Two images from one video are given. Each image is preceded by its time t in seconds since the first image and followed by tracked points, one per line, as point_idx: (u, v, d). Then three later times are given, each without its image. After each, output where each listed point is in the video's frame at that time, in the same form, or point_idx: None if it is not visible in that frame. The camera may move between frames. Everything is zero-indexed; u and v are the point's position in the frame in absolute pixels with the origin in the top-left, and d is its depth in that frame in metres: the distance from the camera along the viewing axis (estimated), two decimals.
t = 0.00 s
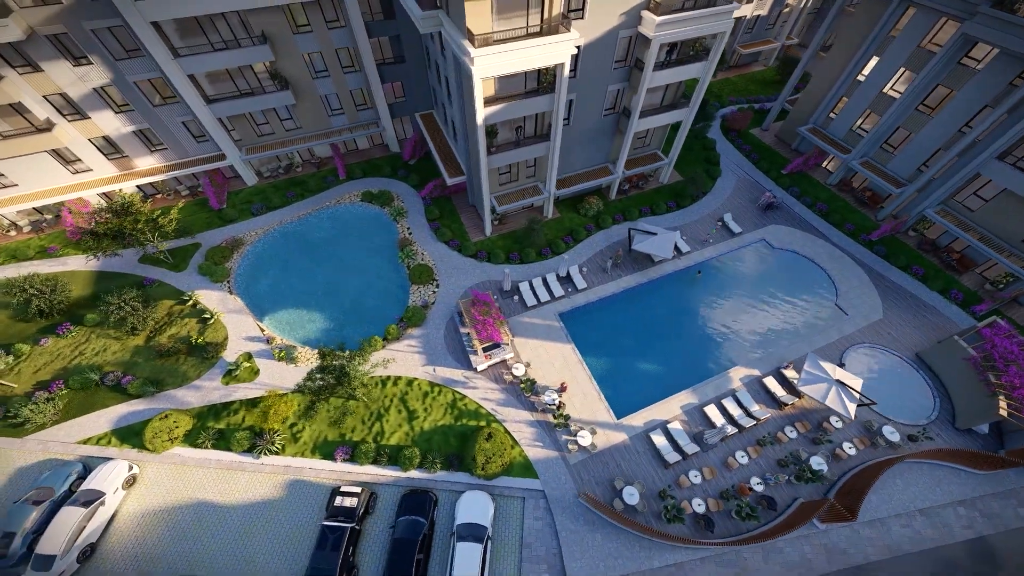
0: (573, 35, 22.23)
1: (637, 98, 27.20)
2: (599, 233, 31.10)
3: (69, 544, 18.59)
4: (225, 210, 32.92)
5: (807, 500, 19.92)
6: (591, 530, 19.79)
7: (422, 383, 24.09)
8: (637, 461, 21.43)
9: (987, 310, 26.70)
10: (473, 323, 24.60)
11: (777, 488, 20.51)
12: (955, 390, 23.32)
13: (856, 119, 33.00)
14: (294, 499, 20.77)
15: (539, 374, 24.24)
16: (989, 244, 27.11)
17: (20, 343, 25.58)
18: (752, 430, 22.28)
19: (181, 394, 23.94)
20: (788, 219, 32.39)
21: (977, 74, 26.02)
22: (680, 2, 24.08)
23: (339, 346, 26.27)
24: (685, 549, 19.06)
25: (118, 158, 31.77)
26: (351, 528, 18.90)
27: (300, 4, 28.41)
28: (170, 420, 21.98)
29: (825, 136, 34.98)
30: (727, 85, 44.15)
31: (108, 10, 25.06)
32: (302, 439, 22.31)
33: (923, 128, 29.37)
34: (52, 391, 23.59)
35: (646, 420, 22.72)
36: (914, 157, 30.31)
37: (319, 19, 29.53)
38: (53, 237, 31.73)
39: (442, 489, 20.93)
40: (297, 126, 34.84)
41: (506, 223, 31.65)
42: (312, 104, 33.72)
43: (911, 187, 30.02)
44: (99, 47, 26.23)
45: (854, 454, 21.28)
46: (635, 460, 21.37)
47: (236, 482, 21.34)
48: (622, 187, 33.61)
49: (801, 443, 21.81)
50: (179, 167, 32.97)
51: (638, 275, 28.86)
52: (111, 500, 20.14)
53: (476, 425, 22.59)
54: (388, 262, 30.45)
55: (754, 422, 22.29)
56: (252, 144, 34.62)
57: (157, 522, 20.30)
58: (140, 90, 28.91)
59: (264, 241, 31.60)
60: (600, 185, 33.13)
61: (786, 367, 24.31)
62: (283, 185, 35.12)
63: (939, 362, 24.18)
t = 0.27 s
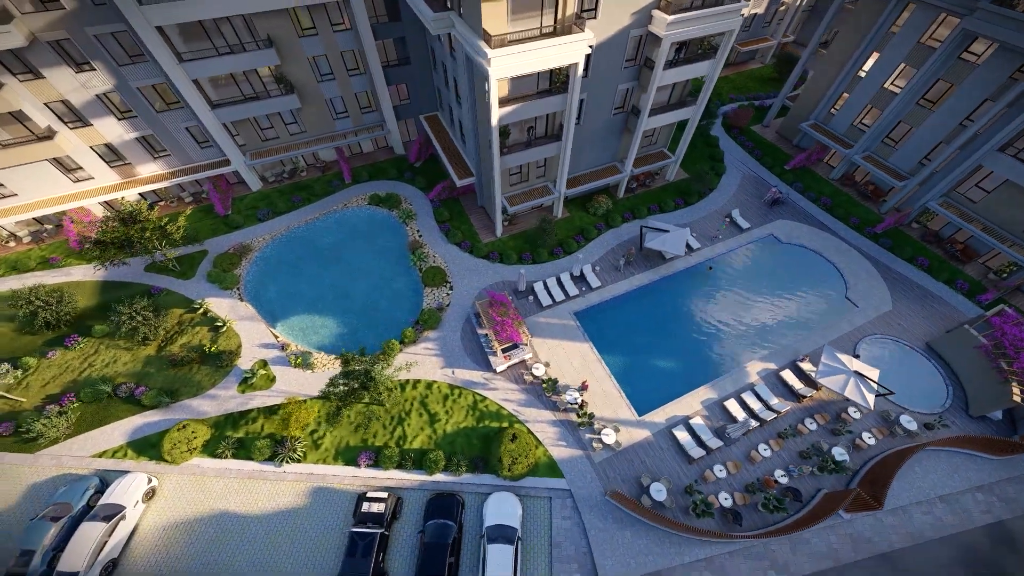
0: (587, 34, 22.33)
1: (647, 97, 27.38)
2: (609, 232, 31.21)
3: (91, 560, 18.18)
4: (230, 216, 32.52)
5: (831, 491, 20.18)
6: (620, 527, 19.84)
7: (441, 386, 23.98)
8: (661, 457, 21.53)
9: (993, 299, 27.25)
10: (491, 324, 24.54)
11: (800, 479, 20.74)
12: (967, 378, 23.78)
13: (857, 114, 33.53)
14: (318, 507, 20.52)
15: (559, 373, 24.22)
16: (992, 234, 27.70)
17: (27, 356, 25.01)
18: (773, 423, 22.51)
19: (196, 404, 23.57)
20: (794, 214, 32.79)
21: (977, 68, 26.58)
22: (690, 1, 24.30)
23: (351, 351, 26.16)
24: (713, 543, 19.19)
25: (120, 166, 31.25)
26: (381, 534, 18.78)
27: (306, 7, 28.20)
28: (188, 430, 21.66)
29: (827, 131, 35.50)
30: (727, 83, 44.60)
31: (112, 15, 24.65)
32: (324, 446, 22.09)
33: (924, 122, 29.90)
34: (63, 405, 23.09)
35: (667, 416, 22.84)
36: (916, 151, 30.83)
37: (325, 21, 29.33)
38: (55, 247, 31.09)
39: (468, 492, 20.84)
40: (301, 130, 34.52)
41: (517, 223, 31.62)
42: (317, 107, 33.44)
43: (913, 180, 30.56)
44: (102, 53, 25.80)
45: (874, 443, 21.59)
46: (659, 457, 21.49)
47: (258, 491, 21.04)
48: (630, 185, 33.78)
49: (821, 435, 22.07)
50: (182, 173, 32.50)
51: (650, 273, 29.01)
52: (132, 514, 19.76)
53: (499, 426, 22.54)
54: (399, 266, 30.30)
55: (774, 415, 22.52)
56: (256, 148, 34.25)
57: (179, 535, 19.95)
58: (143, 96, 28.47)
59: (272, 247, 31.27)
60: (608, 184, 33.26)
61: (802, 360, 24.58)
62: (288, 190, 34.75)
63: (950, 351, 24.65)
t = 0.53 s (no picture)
0: (600, 33, 22.45)
1: (656, 95, 27.60)
2: (619, 230, 31.34)
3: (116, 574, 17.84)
4: (237, 222, 32.14)
5: (853, 480, 20.47)
6: (648, 523, 19.94)
7: (462, 388, 23.90)
8: (685, 451, 21.69)
9: (997, 288, 27.85)
10: (510, 324, 24.55)
11: (823, 469, 21.03)
12: (977, 365, 24.27)
13: (858, 109, 34.07)
14: (344, 513, 20.31)
15: (578, 372, 24.26)
16: (993, 224, 28.33)
17: (35, 369, 24.49)
18: (792, 415, 22.78)
19: (213, 413, 23.23)
20: (800, 208, 33.23)
21: (976, 63, 27.14)
22: None
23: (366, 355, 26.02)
24: (741, 535, 19.38)
25: (123, 173, 30.77)
26: (411, 537, 18.73)
27: (313, 10, 28.01)
28: (208, 439, 21.43)
29: (828, 127, 36.03)
30: (726, 81, 45.05)
31: (117, 20, 24.29)
32: (347, 451, 21.90)
33: (924, 116, 30.46)
34: (76, 417, 22.65)
35: (688, 411, 23.01)
36: (917, 144, 31.40)
37: (331, 24, 29.14)
38: (57, 257, 30.49)
39: (494, 493, 20.79)
40: (306, 134, 34.24)
41: (527, 223, 31.64)
42: (322, 111, 33.19)
43: (915, 173, 31.13)
44: (106, 58, 25.40)
45: (891, 432, 21.93)
46: (683, 452, 21.64)
47: (282, 499, 20.77)
48: (637, 183, 33.97)
49: (840, 425, 22.37)
50: (186, 179, 32.07)
51: (662, 269, 29.20)
52: (154, 526, 19.42)
53: (521, 426, 22.53)
54: (411, 268, 30.18)
55: (793, 407, 22.80)
56: (261, 153, 33.91)
57: (202, 546, 19.63)
58: (148, 101, 28.07)
59: (281, 252, 31.00)
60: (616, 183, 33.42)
61: (817, 352, 24.90)
62: (294, 195, 34.45)
63: (959, 339, 25.15)
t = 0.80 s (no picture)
0: (614, 32, 22.60)
1: (665, 93, 27.85)
2: (629, 227, 31.52)
3: None
4: (244, 227, 31.79)
5: (873, 467, 20.82)
6: (676, 516, 20.10)
7: (482, 388, 23.89)
8: (707, 445, 21.88)
9: (999, 276, 28.50)
10: (528, 323, 24.64)
11: (843, 458, 21.36)
12: (985, 352, 24.81)
13: (858, 104, 34.66)
14: (370, 517, 20.15)
15: (597, 369, 24.37)
16: (994, 214, 28.99)
17: (45, 381, 24.01)
18: (810, 406, 23.10)
19: (232, 420, 22.94)
20: (804, 202, 33.72)
21: (974, 57, 27.75)
22: None
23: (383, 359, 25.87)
24: (768, 526, 19.62)
25: (127, 180, 30.30)
26: (442, 539, 18.68)
27: (319, 12, 27.85)
28: (229, 447, 21.14)
29: (828, 121, 36.61)
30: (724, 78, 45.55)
31: (122, 24, 23.93)
32: (370, 455, 21.74)
33: (924, 109, 31.07)
34: (90, 429, 22.26)
35: (708, 405, 23.24)
36: (917, 137, 32.03)
37: (337, 26, 28.99)
38: (61, 266, 29.96)
39: (521, 491, 20.81)
40: (312, 137, 34.00)
41: (537, 223, 31.73)
42: (328, 113, 32.96)
43: (916, 166, 31.76)
44: (111, 63, 25.02)
45: (907, 419, 22.34)
46: (705, 445, 21.85)
47: (307, 505, 20.56)
48: (644, 181, 34.22)
49: (857, 414, 22.74)
50: (192, 185, 31.68)
51: (674, 265, 29.43)
52: (179, 537, 19.15)
53: (544, 424, 22.58)
54: (423, 270, 30.11)
55: (811, 398, 23.13)
56: (266, 157, 33.62)
57: (229, 556, 19.36)
58: (153, 107, 27.69)
59: (290, 257, 30.74)
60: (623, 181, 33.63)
61: (831, 343, 25.26)
62: (300, 199, 34.19)
63: (967, 327, 25.69)
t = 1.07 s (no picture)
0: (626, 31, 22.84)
1: (673, 90, 28.14)
2: (638, 224, 31.75)
3: None
4: (252, 232, 31.50)
5: (891, 454, 21.20)
6: (702, 508, 20.29)
7: (502, 387, 23.92)
8: (728, 437, 22.13)
9: (1001, 264, 29.17)
10: (547, 321, 24.76)
11: (862, 446, 21.73)
12: (992, 338, 25.37)
13: (857, 98, 35.28)
14: (397, 519, 20.06)
15: (616, 365, 24.52)
16: (993, 204, 29.71)
17: (57, 392, 23.57)
18: (826, 395, 23.46)
19: (251, 427, 22.70)
20: (808, 196, 34.25)
21: (972, 51, 28.41)
22: None
23: (406, 362, 25.73)
24: (793, 514, 19.90)
25: (132, 186, 29.87)
26: (474, 538, 18.69)
27: (326, 14, 27.72)
28: (252, 453, 20.95)
29: (828, 116, 37.22)
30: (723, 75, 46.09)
31: (129, 28, 23.63)
32: (394, 457, 21.64)
33: (923, 103, 31.73)
34: (107, 439, 21.90)
35: (727, 397, 23.51)
36: (916, 130, 32.69)
37: (344, 28, 28.87)
38: (65, 276, 29.43)
39: (547, 489, 20.87)
40: (318, 140, 33.79)
41: (547, 221, 31.85)
42: (334, 116, 32.80)
43: (916, 158, 32.43)
44: (117, 68, 24.67)
45: (922, 406, 22.77)
46: (727, 437, 22.09)
47: (332, 509, 20.40)
48: (650, 178, 34.50)
49: (872, 402, 23.14)
50: (197, 191, 31.29)
51: (685, 260, 29.71)
52: (205, 545, 18.92)
53: (566, 421, 22.68)
54: (435, 271, 30.09)
55: (827, 387, 23.50)
56: (272, 161, 33.37)
57: (256, 563, 19.14)
58: (159, 111, 27.34)
59: (300, 261, 30.51)
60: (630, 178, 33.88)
61: (843, 333, 25.67)
62: (307, 202, 33.96)
63: (973, 314, 26.26)
